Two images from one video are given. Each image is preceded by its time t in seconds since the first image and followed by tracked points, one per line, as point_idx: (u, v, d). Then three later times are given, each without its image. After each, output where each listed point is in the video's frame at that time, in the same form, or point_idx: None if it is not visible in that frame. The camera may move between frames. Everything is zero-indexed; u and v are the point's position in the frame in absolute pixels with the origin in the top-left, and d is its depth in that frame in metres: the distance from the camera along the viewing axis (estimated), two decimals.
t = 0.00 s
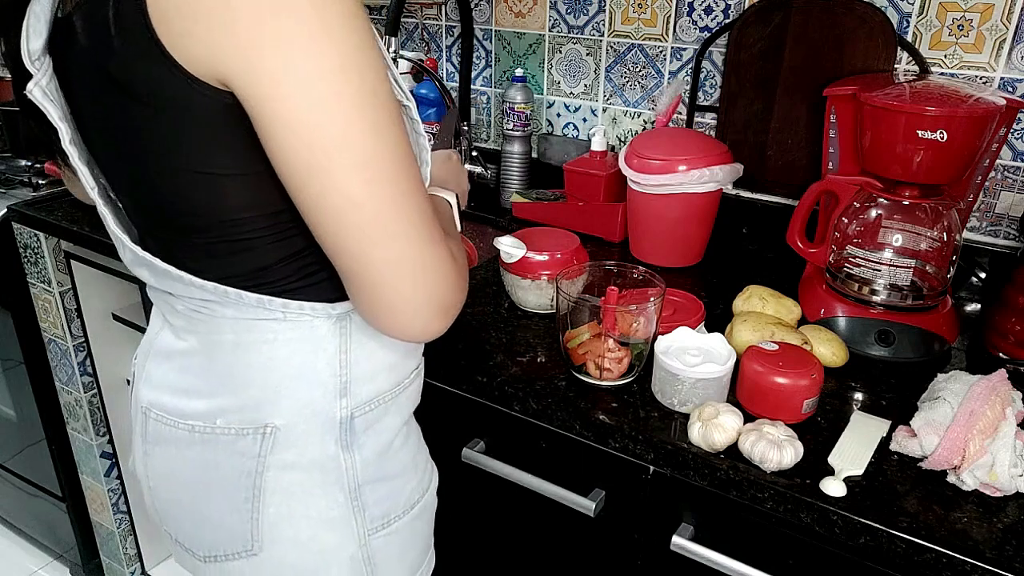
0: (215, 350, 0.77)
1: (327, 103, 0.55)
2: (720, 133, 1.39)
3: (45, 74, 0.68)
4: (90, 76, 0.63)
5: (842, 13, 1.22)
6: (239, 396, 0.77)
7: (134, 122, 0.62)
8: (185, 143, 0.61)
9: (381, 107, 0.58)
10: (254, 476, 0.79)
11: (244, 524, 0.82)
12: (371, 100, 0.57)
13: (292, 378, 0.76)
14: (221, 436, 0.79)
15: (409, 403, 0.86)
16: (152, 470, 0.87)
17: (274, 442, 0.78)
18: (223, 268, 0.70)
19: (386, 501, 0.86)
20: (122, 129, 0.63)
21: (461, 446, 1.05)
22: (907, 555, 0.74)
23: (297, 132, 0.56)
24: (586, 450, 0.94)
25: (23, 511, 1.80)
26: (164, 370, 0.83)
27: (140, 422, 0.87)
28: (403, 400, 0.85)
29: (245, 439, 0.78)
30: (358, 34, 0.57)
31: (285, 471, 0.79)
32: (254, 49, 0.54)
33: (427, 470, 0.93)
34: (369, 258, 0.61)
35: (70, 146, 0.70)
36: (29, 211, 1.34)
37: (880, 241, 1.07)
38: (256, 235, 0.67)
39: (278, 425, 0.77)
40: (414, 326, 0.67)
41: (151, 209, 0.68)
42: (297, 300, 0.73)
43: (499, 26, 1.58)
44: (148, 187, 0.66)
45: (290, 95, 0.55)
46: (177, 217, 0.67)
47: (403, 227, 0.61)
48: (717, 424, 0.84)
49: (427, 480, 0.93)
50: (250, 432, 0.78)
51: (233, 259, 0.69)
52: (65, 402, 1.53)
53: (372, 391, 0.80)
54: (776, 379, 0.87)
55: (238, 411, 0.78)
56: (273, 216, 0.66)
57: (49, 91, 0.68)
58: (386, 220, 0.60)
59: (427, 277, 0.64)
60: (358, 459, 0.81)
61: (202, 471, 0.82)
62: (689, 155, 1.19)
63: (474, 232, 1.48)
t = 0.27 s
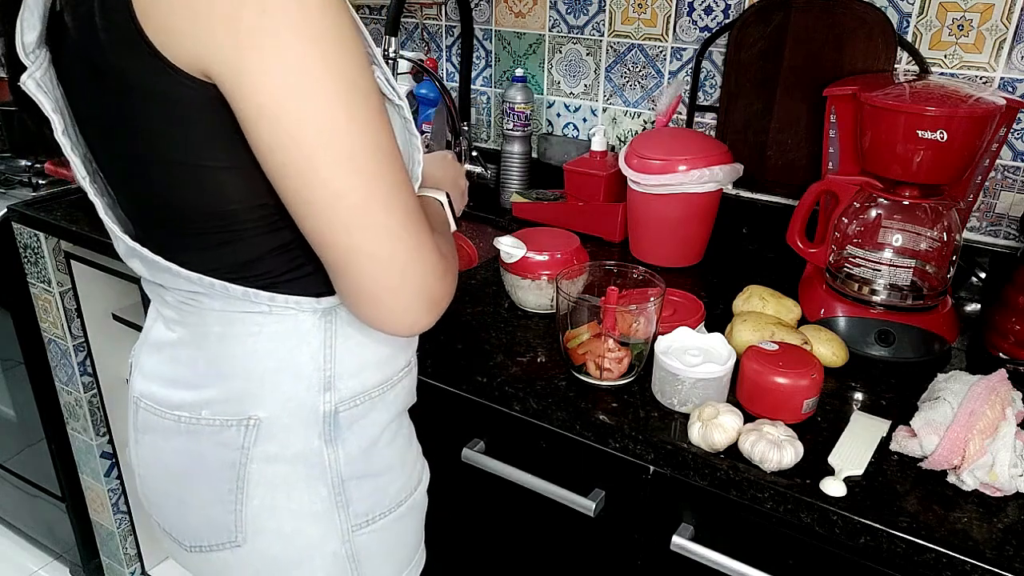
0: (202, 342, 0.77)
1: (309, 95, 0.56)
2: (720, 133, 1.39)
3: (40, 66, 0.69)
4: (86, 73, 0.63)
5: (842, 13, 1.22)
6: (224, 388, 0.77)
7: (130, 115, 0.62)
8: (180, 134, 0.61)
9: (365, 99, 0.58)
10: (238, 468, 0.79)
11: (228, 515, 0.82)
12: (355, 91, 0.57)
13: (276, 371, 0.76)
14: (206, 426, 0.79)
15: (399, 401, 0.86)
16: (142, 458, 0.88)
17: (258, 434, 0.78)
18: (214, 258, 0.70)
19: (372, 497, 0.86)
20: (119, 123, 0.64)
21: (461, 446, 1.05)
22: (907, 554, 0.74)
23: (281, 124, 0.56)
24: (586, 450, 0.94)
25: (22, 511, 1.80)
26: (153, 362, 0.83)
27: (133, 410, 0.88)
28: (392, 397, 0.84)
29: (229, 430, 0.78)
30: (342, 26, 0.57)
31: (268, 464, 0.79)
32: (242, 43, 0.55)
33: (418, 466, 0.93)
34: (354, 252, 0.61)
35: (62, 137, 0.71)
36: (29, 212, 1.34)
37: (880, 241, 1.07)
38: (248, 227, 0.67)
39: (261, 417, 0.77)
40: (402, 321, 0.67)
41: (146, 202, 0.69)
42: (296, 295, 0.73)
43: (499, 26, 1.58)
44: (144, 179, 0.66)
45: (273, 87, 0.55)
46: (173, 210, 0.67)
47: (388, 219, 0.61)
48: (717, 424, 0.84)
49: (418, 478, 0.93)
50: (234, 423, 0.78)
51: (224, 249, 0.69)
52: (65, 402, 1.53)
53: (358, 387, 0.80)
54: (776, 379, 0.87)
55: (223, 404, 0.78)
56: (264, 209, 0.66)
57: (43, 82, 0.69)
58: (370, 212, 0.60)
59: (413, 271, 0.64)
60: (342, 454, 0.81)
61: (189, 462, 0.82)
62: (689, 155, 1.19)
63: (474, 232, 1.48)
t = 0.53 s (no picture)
0: (189, 344, 0.77)
1: (289, 94, 0.56)
2: (720, 133, 1.39)
3: (24, 68, 0.70)
4: (76, 75, 0.63)
5: (842, 13, 1.22)
6: (210, 390, 0.77)
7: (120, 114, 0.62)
8: (167, 132, 0.61)
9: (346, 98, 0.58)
10: (224, 469, 0.79)
11: (215, 516, 0.82)
12: (336, 90, 0.57)
13: (262, 373, 0.75)
14: (192, 428, 0.79)
15: (389, 403, 0.86)
16: (132, 459, 0.88)
17: (244, 437, 0.78)
18: (199, 258, 0.70)
19: (361, 499, 0.86)
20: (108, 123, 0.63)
21: (461, 446, 1.05)
22: (907, 554, 0.74)
23: (260, 124, 0.56)
24: (586, 450, 0.94)
25: (22, 511, 1.80)
26: (142, 362, 0.84)
27: (124, 411, 0.88)
28: (381, 399, 0.84)
29: (215, 432, 0.78)
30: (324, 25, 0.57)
31: (254, 466, 0.79)
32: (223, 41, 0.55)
33: (410, 469, 0.93)
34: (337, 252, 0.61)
35: (45, 138, 0.72)
36: (28, 212, 1.34)
37: (880, 241, 1.07)
38: (239, 226, 0.67)
39: (247, 420, 0.77)
40: (388, 320, 0.67)
41: (133, 203, 0.68)
42: (294, 292, 0.74)
43: (499, 26, 1.58)
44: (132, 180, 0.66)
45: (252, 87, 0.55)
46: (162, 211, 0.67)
47: (370, 218, 0.61)
48: (717, 424, 0.84)
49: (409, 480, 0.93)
50: (220, 425, 0.78)
51: (208, 249, 0.69)
52: (65, 402, 1.53)
53: (345, 389, 0.80)
54: (776, 379, 0.87)
55: (209, 405, 0.78)
56: (256, 206, 0.67)
57: (27, 84, 0.70)
58: (351, 211, 0.60)
59: (397, 270, 0.64)
60: (330, 456, 0.81)
61: (177, 463, 0.82)
62: (689, 155, 1.19)
63: (474, 232, 1.48)
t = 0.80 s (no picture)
0: (178, 351, 0.77)
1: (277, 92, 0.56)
2: (719, 133, 1.39)
3: (5, 73, 0.70)
4: (59, 81, 0.63)
5: (843, 13, 1.22)
6: (200, 398, 0.77)
7: (106, 119, 0.61)
8: (154, 138, 0.61)
9: (335, 98, 0.58)
10: (216, 478, 0.79)
11: (208, 526, 0.82)
12: (324, 90, 0.58)
13: (253, 380, 0.76)
14: (183, 437, 0.79)
15: (381, 408, 0.86)
16: (124, 469, 0.88)
17: (235, 445, 0.78)
18: (187, 263, 0.70)
19: (355, 504, 0.86)
20: (94, 127, 0.63)
21: (461, 446, 1.05)
22: (907, 554, 0.74)
23: (248, 121, 0.56)
24: (586, 450, 0.94)
25: (22, 511, 1.80)
26: (132, 370, 0.84)
27: (114, 420, 0.88)
28: (373, 404, 0.84)
29: (206, 440, 0.78)
30: (313, 27, 0.57)
31: (247, 474, 0.79)
32: (212, 38, 0.55)
33: (405, 474, 0.93)
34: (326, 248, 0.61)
35: (28, 145, 0.72)
36: (28, 212, 1.34)
37: (880, 241, 1.07)
38: (230, 227, 0.67)
39: (239, 428, 0.77)
40: (379, 316, 0.67)
41: (121, 207, 0.68)
42: (290, 290, 0.74)
43: (499, 26, 1.58)
44: (120, 185, 0.66)
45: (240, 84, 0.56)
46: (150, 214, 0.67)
47: (357, 215, 0.61)
48: (717, 424, 0.84)
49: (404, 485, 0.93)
50: (212, 433, 0.78)
51: (196, 253, 0.69)
52: (65, 402, 1.53)
53: (338, 395, 0.80)
54: (776, 379, 0.87)
55: (199, 413, 0.78)
56: (243, 209, 0.67)
57: (8, 90, 0.70)
58: (340, 208, 0.60)
59: (386, 267, 0.64)
60: (323, 462, 0.81)
61: (168, 472, 0.82)
62: (689, 155, 1.19)
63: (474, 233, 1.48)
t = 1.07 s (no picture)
0: (169, 355, 0.77)
1: (272, 90, 0.56)
2: (719, 133, 1.39)
3: None
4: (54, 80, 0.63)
5: (843, 13, 1.22)
6: (192, 402, 0.77)
7: (98, 119, 0.61)
8: (145, 139, 0.61)
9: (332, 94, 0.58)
10: (209, 481, 0.79)
11: (202, 530, 0.82)
12: (321, 86, 0.58)
13: (245, 382, 0.75)
14: (175, 441, 0.79)
15: (374, 408, 0.86)
16: (115, 474, 0.88)
17: (229, 447, 0.78)
18: (178, 264, 0.70)
19: (350, 505, 0.86)
20: (85, 128, 0.63)
21: (461, 446, 1.05)
22: (907, 554, 0.74)
23: (244, 120, 0.56)
24: (586, 450, 0.94)
25: (22, 511, 1.80)
26: (123, 375, 0.84)
27: (105, 426, 0.88)
28: (366, 404, 0.84)
29: (199, 444, 0.78)
30: (309, 25, 0.57)
31: (241, 476, 0.79)
32: (212, 39, 0.55)
33: (398, 476, 0.93)
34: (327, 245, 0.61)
35: (18, 147, 0.72)
36: (28, 212, 1.34)
37: (881, 241, 1.06)
38: (223, 226, 0.67)
39: (232, 430, 0.77)
40: (382, 311, 0.67)
41: (112, 209, 0.68)
42: (288, 288, 0.74)
43: (499, 26, 1.58)
44: (112, 187, 0.66)
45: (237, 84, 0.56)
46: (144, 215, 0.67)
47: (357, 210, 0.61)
48: (717, 424, 0.84)
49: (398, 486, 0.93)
50: (205, 436, 0.78)
51: (189, 253, 0.69)
52: (65, 402, 1.53)
53: (331, 396, 0.80)
54: (776, 379, 0.87)
55: (191, 416, 0.77)
56: (235, 207, 0.67)
57: None
58: (337, 204, 0.60)
59: (389, 261, 0.65)
60: (317, 464, 0.81)
61: (159, 476, 0.82)
62: (689, 155, 1.19)
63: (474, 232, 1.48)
